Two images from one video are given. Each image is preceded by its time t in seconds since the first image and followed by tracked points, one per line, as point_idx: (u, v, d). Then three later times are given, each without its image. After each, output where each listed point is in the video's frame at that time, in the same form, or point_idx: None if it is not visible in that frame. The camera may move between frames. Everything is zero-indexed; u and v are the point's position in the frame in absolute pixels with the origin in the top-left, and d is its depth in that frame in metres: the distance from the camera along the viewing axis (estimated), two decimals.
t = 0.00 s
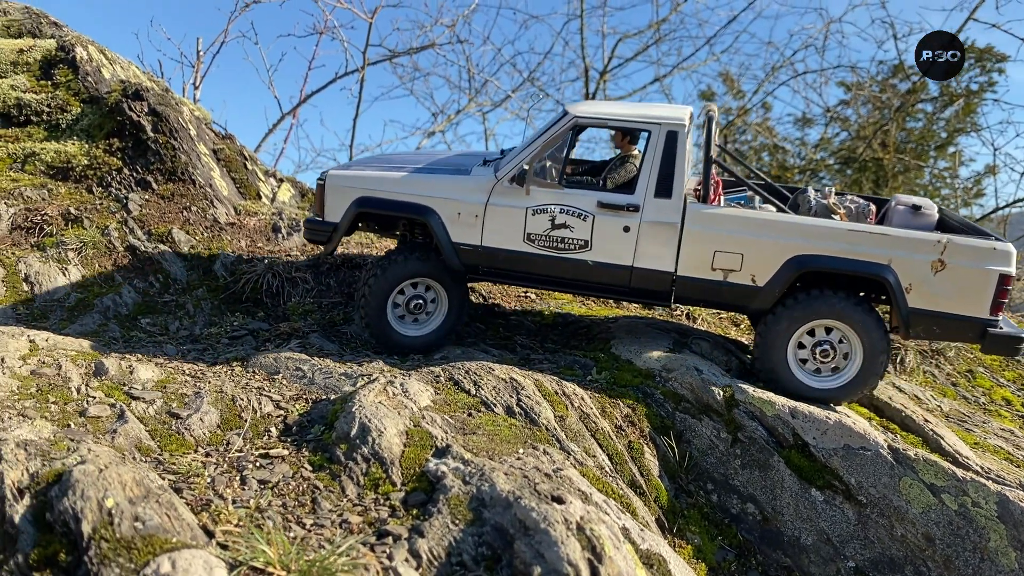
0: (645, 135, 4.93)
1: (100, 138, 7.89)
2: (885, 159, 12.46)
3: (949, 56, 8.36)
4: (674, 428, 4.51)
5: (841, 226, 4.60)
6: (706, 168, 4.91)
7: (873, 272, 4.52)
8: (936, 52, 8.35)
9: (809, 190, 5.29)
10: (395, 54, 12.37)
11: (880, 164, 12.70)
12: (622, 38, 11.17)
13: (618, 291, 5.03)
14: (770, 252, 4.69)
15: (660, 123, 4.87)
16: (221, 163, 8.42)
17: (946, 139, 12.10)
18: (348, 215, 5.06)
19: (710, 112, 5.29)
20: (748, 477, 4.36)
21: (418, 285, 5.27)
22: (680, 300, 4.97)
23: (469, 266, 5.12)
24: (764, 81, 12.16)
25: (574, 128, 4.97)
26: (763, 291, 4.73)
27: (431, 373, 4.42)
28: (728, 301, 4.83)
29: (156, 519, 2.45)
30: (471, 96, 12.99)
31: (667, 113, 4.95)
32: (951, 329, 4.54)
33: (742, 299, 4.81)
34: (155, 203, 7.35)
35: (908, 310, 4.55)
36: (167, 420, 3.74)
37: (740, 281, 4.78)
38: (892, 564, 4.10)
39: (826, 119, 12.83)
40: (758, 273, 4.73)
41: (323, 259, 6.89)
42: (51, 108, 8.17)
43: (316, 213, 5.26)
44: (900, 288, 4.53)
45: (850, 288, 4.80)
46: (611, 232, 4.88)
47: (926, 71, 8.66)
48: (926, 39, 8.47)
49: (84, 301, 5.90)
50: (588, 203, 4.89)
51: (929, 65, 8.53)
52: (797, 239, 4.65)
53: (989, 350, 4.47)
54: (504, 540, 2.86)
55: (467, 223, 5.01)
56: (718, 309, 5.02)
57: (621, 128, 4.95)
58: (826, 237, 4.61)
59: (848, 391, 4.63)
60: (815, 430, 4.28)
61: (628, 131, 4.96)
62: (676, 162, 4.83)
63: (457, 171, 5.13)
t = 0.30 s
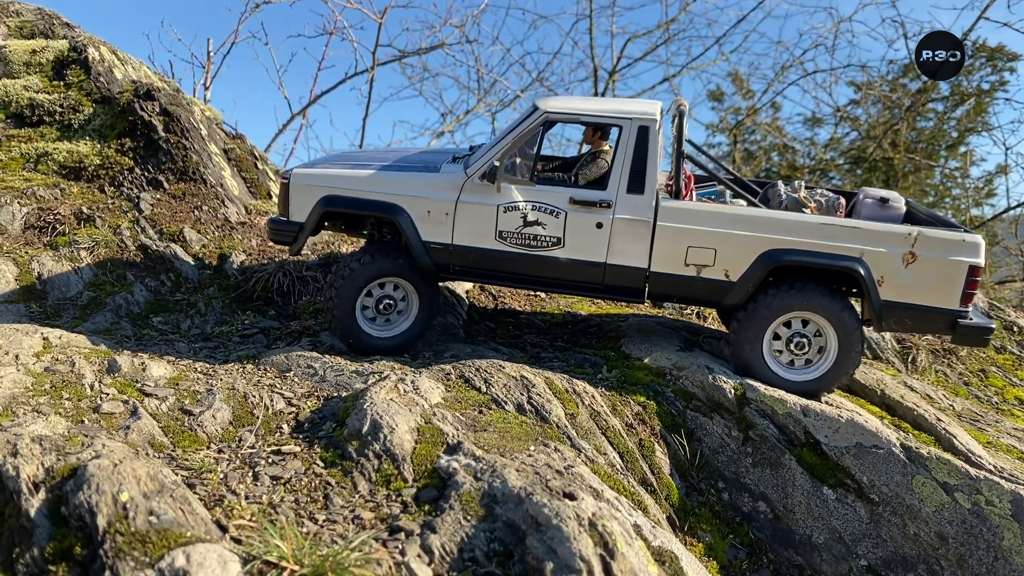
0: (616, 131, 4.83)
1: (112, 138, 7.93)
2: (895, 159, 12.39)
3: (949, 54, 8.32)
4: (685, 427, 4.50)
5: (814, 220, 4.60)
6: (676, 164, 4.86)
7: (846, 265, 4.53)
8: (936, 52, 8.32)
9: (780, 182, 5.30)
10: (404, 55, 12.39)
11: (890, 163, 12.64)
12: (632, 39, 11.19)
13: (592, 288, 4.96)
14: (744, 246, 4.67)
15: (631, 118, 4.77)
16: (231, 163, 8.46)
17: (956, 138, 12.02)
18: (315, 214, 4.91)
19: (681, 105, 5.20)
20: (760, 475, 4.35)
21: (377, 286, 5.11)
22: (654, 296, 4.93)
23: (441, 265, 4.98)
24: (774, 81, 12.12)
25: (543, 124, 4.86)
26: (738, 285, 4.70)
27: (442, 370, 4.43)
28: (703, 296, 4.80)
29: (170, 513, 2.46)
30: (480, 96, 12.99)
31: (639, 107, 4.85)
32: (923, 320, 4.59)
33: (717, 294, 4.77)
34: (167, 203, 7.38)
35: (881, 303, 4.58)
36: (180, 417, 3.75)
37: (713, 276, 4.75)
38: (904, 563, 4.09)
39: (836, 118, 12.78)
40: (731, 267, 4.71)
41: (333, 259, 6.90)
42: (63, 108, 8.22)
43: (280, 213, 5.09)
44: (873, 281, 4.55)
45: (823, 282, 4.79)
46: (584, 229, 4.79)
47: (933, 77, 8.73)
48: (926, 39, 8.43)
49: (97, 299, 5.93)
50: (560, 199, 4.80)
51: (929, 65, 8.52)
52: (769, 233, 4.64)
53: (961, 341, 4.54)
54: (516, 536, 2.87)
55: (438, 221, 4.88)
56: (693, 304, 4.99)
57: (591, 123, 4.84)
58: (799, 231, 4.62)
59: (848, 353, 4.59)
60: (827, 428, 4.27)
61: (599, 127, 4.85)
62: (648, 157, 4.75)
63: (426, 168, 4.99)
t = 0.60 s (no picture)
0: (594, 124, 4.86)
1: (124, 140, 7.97)
2: (906, 159, 12.31)
3: (948, 55, 8.30)
4: (696, 429, 4.49)
5: (793, 207, 4.60)
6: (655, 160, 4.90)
7: (828, 250, 4.52)
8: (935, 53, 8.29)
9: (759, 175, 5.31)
10: (413, 56, 12.40)
11: (901, 163, 12.57)
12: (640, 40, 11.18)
13: (574, 283, 4.93)
14: (725, 236, 4.66)
15: (608, 111, 4.80)
16: (242, 165, 8.49)
17: (968, 138, 11.94)
18: (291, 216, 4.88)
19: (656, 101, 5.22)
20: (771, 477, 4.33)
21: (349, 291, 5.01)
22: (637, 289, 4.90)
23: (421, 265, 4.94)
24: (784, 80, 12.08)
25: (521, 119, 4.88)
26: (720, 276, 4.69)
27: (452, 373, 4.42)
28: (686, 287, 4.78)
29: (184, 515, 2.47)
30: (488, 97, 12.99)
31: (615, 100, 4.89)
32: (906, 304, 4.60)
33: (699, 285, 4.76)
34: (178, 204, 7.41)
35: (864, 287, 4.60)
36: (192, 418, 3.77)
37: (696, 266, 4.73)
38: (917, 566, 4.06)
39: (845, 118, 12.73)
40: (714, 257, 4.70)
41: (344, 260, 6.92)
42: (75, 110, 8.27)
43: (257, 217, 5.07)
44: (855, 265, 4.55)
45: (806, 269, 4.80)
46: (565, 223, 4.78)
47: (942, 79, 8.74)
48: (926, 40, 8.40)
49: (108, 301, 5.96)
50: (540, 194, 4.78)
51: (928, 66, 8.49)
52: (749, 222, 4.63)
53: (942, 324, 4.58)
54: (528, 539, 2.86)
55: (417, 220, 4.85)
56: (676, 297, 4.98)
57: (569, 117, 4.87)
58: (779, 218, 4.62)
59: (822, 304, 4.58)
60: (839, 430, 4.25)
61: (577, 120, 4.88)
62: (627, 149, 4.77)
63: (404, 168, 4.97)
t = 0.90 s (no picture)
0: (579, 113, 4.91)
1: (140, 142, 8.02)
2: (918, 159, 12.25)
3: (949, 54, 8.27)
4: (716, 431, 4.49)
5: (779, 186, 4.61)
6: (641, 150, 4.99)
7: (816, 227, 4.50)
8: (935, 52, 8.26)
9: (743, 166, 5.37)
10: (424, 57, 12.43)
11: (912, 163, 12.53)
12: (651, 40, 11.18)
13: (562, 272, 4.91)
14: (713, 219, 4.64)
15: (592, 99, 4.85)
16: (257, 166, 8.52)
17: (980, 138, 11.86)
18: (276, 213, 4.86)
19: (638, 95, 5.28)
20: (792, 481, 4.34)
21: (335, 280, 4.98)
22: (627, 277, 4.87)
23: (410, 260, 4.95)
24: (794, 81, 12.05)
25: (506, 111, 4.93)
26: (710, 258, 4.66)
27: (473, 375, 4.43)
28: (676, 272, 4.75)
29: (216, 518, 2.49)
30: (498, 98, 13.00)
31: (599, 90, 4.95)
32: (896, 280, 4.59)
33: (690, 269, 4.73)
34: (194, 206, 7.45)
35: (856, 264, 4.58)
36: (216, 420, 3.79)
37: (686, 249, 4.70)
38: (939, 569, 4.05)
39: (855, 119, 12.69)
40: (703, 240, 4.68)
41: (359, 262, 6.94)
42: (91, 113, 8.31)
43: (241, 216, 5.05)
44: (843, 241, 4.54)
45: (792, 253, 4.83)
46: (553, 211, 4.75)
47: (950, 78, 8.70)
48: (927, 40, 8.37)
49: (127, 303, 5.99)
50: (528, 181, 4.77)
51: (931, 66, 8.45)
52: (735, 204, 4.63)
53: (934, 298, 4.56)
54: (555, 542, 2.87)
55: (404, 212, 4.86)
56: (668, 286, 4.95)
57: (554, 107, 4.92)
58: (765, 199, 4.62)
59: (790, 284, 4.58)
60: (860, 433, 4.24)
61: (562, 110, 4.93)
62: (613, 136, 4.81)
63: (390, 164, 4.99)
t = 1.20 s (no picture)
0: (545, 113, 4.85)
1: (160, 144, 8.09)
2: (931, 160, 12.15)
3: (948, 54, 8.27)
4: (739, 432, 4.51)
5: (748, 178, 4.59)
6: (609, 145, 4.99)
7: (786, 218, 4.48)
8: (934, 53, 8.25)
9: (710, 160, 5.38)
10: (438, 59, 12.48)
11: (925, 164, 12.49)
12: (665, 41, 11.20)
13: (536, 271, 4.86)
14: (683, 213, 4.62)
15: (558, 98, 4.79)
16: (276, 168, 8.59)
17: (993, 138, 11.61)
18: (242, 227, 4.79)
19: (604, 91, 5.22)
20: (817, 481, 4.34)
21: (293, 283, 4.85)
22: (601, 273, 4.84)
23: (381, 267, 4.87)
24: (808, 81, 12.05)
25: (472, 113, 4.85)
26: (683, 253, 4.64)
27: (498, 376, 4.46)
28: (650, 270, 4.72)
29: (260, 517, 2.53)
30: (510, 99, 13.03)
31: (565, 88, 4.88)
32: (866, 266, 4.59)
33: (663, 265, 4.71)
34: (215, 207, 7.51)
35: (825, 253, 4.58)
36: (248, 420, 3.84)
37: (659, 245, 4.67)
38: (966, 570, 4.05)
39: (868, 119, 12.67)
40: (675, 235, 4.65)
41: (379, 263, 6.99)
42: (112, 115, 8.39)
43: (207, 230, 4.97)
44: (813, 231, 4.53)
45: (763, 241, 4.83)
46: (525, 212, 4.70)
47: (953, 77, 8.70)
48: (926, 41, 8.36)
49: (152, 304, 6.05)
50: (498, 183, 4.71)
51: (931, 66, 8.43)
52: (705, 197, 4.60)
53: (903, 283, 4.57)
54: (588, 541, 2.89)
55: (375, 219, 4.77)
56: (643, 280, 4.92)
57: (520, 108, 4.85)
58: (734, 191, 4.59)
59: (750, 272, 4.56)
60: (885, 435, 4.28)
61: (529, 109, 4.86)
62: (581, 134, 4.75)
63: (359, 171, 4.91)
